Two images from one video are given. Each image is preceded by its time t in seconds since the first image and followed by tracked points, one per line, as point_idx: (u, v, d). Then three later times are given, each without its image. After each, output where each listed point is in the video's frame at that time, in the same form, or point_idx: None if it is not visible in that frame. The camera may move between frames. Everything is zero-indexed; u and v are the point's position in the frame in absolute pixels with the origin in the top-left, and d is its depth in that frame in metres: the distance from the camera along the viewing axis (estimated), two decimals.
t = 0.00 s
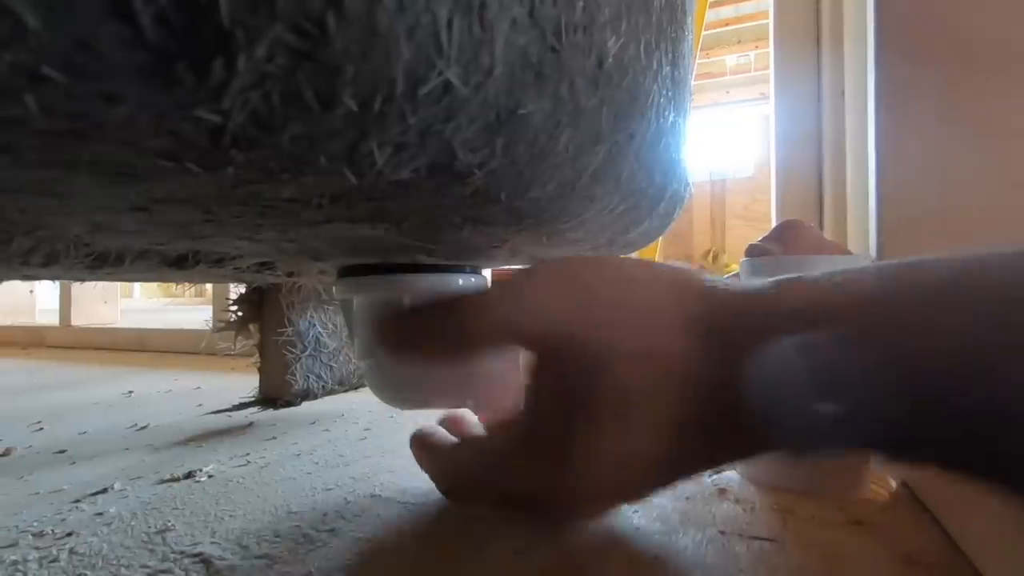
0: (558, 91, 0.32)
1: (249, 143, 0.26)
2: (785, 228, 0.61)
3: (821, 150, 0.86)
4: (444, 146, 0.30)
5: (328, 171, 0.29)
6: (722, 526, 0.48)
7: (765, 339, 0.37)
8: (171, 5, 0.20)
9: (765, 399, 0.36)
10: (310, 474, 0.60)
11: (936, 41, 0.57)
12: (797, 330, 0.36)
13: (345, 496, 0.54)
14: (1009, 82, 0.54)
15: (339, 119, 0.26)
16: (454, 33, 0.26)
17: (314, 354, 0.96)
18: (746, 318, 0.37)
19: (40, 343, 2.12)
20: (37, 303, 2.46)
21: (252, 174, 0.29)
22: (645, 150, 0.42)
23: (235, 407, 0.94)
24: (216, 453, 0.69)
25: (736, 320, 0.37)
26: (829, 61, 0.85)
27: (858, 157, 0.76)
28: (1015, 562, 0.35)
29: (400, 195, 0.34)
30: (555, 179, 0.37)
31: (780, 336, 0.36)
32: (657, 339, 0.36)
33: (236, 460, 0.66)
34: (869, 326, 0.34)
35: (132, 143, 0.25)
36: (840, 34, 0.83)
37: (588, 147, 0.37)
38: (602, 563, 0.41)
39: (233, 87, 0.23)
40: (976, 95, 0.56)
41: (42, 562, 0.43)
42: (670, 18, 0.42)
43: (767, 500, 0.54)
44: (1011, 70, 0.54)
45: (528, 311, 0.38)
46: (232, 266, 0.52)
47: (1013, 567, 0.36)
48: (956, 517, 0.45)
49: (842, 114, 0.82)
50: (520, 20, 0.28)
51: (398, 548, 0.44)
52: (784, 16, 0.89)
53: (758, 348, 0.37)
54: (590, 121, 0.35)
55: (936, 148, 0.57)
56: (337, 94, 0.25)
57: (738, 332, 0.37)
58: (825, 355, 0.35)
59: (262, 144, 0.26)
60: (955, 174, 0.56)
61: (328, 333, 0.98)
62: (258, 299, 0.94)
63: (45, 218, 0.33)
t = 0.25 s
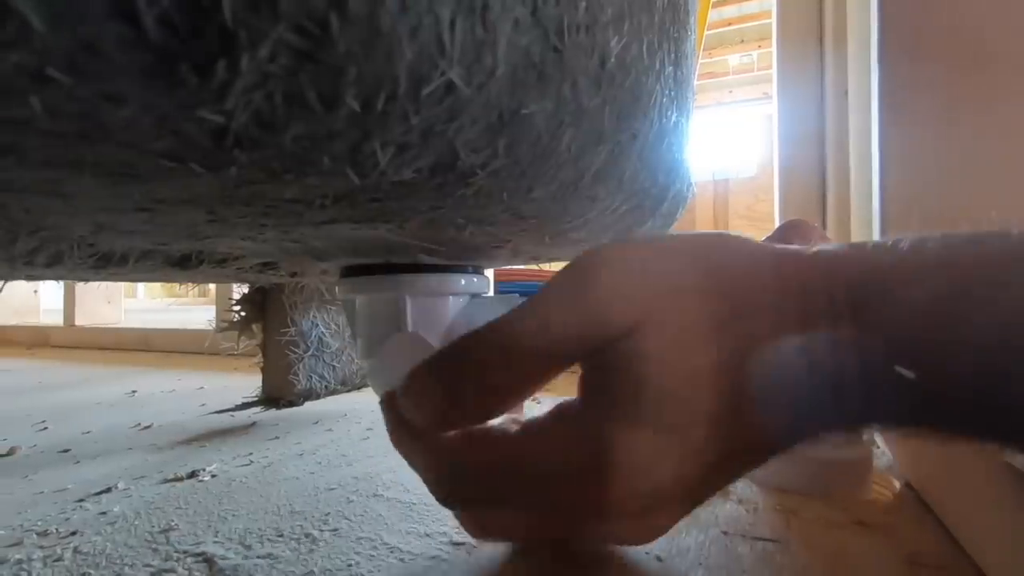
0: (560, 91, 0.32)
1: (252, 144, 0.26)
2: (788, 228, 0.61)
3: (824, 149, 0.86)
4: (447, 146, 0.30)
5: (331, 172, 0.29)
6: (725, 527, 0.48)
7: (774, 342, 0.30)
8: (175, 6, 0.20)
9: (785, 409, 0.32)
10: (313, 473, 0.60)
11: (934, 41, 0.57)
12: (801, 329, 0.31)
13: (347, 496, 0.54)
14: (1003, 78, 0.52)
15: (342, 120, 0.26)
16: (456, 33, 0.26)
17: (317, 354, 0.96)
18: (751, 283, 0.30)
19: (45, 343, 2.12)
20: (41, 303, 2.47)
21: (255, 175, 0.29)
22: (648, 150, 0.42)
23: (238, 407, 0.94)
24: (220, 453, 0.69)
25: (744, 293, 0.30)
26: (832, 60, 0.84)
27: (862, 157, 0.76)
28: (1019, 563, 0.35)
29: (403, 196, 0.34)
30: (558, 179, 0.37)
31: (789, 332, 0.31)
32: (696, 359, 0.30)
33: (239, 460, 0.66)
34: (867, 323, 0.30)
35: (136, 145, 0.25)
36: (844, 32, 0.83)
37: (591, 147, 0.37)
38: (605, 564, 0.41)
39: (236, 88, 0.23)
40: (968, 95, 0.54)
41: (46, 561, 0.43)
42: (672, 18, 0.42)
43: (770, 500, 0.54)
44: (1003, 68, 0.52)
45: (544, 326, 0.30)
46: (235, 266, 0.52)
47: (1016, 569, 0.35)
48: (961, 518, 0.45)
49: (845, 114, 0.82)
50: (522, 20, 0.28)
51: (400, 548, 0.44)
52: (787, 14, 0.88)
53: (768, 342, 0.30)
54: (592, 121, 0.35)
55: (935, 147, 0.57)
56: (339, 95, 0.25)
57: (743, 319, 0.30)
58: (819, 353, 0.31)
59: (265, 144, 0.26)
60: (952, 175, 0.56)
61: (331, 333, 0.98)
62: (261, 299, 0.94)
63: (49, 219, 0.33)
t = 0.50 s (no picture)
0: (562, 91, 0.32)
1: (254, 144, 0.26)
2: (791, 228, 0.60)
3: (826, 149, 0.86)
4: (449, 146, 0.30)
5: (333, 172, 0.29)
6: (726, 527, 0.48)
7: (784, 337, 0.32)
8: (177, 7, 0.20)
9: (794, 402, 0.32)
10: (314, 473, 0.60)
11: (932, 40, 0.57)
12: (815, 327, 0.32)
13: (349, 496, 0.54)
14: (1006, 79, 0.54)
15: (344, 120, 0.26)
16: (458, 33, 0.26)
17: (319, 354, 0.96)
18: (763, 276, 0.31)
19: (47, 343, 2.13)
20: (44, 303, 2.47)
21: (257, 175, 0.29)
22: (649, 150, 0.42)
23: (240, 407, 0.94)
24: (222, 453, 0.69)
25: (758, 287, 0.31)
26: (834, 60, 0.84)
27: (864, 157, 0.76)
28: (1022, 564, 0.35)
29: (404, 196, 0.34)
30: (560, 179, 0.37)
31: (801, 330, 0.32)
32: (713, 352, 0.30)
33: (240, 460, 0.66)
34: (879, 322, 0.32)
35: (139, 145, 0.25)
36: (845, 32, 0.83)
37: (592, 147, 0.37)
38: (607, 564, 0.41)
39: (239, 88, 0.23)
40: (969, 95, 0.56)
41: (49, 560, 0.43)
42: (674, 18, 0.42)
43: (772, 501, 0.54)
44: (1006, 69, 0.54)
45: (557, 323, 0.29)
46: (237, 266, 0.52)
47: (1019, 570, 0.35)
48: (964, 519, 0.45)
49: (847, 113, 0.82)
50: (524, 20, 0.28)
51: (402, 548, 0.44)
52: (789, 14, 0.88)
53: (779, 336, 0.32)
54: (594, 121, 0.35)
55: (936, 148, 0.57)
56: (341, 95, 0.25)
57: (755, 311, 0.31)
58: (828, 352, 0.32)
59: (267, 144, 0.26)
60: (952, 175, 0.57)
61: (332, 333, 0.98)
62: (263, 299, 0.93)
63: (51, 219, 0.33)
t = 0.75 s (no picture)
0: (564, 91, 0.32)
1: (255, 144, 0.26)
2: (794, 229, 0.60)
3: (828, 149, 0.86)
4: (451, 146, 0.30)
5: (335, 172, 0.29)
6: (728, 527, 0.48)
7: (784, 336, 0.32)
8: (179, 8, 0.20)
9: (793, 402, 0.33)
10: (315, 473, 0.60)
11: (931, 40, 0.57)
12: (816, 327, 0.33)
13: (351, 496, 0.54)
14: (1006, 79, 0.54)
15: (346, 120, 0.26)
16: (459, 33, 0.26)
17: (320, 354, 0.97)
18: (765, 277, 0.32)
19: (49, 343, 2.13)
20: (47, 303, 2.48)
21: (259, 175, 0.29)
22: (651, 150, 0.42)
23: (241, 407, 0.94)
24: (223, 453, 0.69)
25: (761, 287, 0.32)
26: (835, 60, 0.84)
27: (866, 157, 0.76)
28: None
29: (406, 196, 0.34)
30: (561, 178, 0.37)
31: (801, 330, 0.32)
32: (717, 357, 0.30)
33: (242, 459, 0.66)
34: (881, 322, 0.32)
35: (141, 145, 0.25)
36: (848, 32, 0.83)
37: (594, 147, 0.37)
38: (607, 563, 0.41)
39: (241, 88, 0.23)
40: (970, 96, 0.56)
41: (51, 560, 0.43)
42: (675, 18, 0.42)
43: (774, 501, 0.54)
44: (1006, 68, 0.54)
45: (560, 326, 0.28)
46: (238, 266, 0.52)
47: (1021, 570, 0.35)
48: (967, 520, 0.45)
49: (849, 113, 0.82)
50: (525, 20, 0.28)
51: (403, 548, 0.44)
52: (791, 14, 0.88)
53: (780, 336, 0.32)
54: (595, 121, 0.35)
55: (936, 148, 0.57)
56: (342, 95, 0.25)
57: (759, 311, 0.32)
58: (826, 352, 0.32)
59: (269, 145, 0.26)
60: (953, 175, 0.57)
61: (334, 333, 0.98)
62: (264, 299, 0.93)
63: (54, 219, 0.33)
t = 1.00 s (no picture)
0: (565, 92, 0.32)
1: (256, 144, 0.26)
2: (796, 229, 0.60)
3: (829, 149, 0.86)
4: (452, 146, 0.30)
5: (336, 172, 0.29)
6: (729, 527, 0.48)
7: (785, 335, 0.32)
8: (180, 8, 0.20)
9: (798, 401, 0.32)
10: (316, 473, 0.60)
11: (933, 40, 0.57)
12: (813, 326, 0.32)
13: (352, 496, 0.54)
14: (1009, 79, 0.54)
15: (347, 120, 0.26)
16: (460, 33, 0.26)
17: (321, 354, 0.97)
18: (764, 274, 0.32)
19: (50, 343, 2.13)
20: (49, 303, 2.48)
21: (260, 175, 0.29)
22: (652, 150, 0.42)
23: (242, 407, 0.94)
24: (225, 453, 0.69)
25: (760, 285, 0.32)
26: (836, 60, 0.84)
27: (868, 157, 0.76)
28: None
29: (407, 196, 0.34)
30: (562, 178, 0.37)
31: (798, 329, 0.32)
32: (709, 356, 0.30)
33: (243, 459, 0.66)
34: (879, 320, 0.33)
35: (143, 145, 0.25)
36: (848, 32, 0.83)
37: (595, 147, 0.37)
38: (609, 563, 0.41)
39: (242, 88, 0.23)
40: (971, 95, 0.56)
41: (52, 560, 0.43)
42: (676, 18, 0.42)
43: (775, 501, 0.54)
44: (1009, 69, 0.54)
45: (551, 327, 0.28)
46: (239, 267, 0.52)
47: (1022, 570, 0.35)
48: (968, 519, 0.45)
49: (850, 113, 0.82)
50: (526, 21, 0.28)
51: (404, 547, 0.44)
52: (792, 13, 0.88)
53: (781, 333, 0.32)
54: (596, 121, 0.35)
55: (937, 147, 0.57)
56: (343, 95, 0.25)
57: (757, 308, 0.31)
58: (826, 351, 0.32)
59: (270, 145, 0.26)
60: (953, 175, 0.56)
61: (335, 333, 0.98)
62: (264, 299, 0.94)
63: (56, 220, 0.33)
